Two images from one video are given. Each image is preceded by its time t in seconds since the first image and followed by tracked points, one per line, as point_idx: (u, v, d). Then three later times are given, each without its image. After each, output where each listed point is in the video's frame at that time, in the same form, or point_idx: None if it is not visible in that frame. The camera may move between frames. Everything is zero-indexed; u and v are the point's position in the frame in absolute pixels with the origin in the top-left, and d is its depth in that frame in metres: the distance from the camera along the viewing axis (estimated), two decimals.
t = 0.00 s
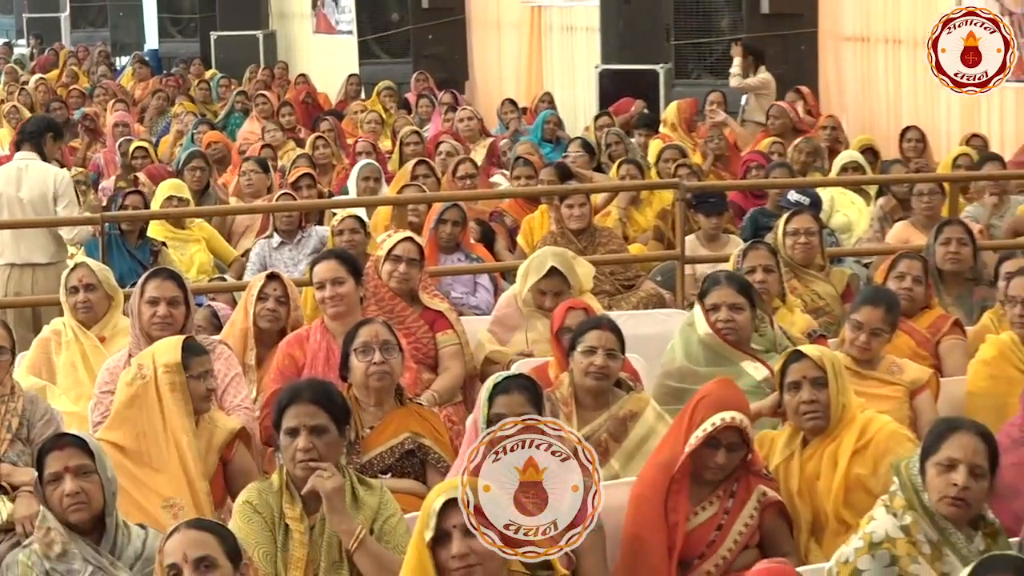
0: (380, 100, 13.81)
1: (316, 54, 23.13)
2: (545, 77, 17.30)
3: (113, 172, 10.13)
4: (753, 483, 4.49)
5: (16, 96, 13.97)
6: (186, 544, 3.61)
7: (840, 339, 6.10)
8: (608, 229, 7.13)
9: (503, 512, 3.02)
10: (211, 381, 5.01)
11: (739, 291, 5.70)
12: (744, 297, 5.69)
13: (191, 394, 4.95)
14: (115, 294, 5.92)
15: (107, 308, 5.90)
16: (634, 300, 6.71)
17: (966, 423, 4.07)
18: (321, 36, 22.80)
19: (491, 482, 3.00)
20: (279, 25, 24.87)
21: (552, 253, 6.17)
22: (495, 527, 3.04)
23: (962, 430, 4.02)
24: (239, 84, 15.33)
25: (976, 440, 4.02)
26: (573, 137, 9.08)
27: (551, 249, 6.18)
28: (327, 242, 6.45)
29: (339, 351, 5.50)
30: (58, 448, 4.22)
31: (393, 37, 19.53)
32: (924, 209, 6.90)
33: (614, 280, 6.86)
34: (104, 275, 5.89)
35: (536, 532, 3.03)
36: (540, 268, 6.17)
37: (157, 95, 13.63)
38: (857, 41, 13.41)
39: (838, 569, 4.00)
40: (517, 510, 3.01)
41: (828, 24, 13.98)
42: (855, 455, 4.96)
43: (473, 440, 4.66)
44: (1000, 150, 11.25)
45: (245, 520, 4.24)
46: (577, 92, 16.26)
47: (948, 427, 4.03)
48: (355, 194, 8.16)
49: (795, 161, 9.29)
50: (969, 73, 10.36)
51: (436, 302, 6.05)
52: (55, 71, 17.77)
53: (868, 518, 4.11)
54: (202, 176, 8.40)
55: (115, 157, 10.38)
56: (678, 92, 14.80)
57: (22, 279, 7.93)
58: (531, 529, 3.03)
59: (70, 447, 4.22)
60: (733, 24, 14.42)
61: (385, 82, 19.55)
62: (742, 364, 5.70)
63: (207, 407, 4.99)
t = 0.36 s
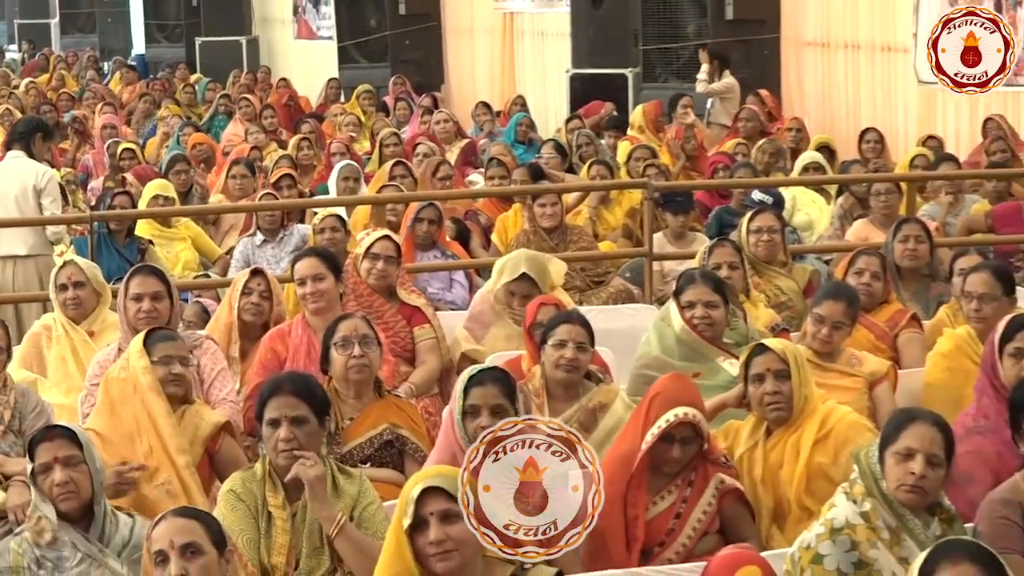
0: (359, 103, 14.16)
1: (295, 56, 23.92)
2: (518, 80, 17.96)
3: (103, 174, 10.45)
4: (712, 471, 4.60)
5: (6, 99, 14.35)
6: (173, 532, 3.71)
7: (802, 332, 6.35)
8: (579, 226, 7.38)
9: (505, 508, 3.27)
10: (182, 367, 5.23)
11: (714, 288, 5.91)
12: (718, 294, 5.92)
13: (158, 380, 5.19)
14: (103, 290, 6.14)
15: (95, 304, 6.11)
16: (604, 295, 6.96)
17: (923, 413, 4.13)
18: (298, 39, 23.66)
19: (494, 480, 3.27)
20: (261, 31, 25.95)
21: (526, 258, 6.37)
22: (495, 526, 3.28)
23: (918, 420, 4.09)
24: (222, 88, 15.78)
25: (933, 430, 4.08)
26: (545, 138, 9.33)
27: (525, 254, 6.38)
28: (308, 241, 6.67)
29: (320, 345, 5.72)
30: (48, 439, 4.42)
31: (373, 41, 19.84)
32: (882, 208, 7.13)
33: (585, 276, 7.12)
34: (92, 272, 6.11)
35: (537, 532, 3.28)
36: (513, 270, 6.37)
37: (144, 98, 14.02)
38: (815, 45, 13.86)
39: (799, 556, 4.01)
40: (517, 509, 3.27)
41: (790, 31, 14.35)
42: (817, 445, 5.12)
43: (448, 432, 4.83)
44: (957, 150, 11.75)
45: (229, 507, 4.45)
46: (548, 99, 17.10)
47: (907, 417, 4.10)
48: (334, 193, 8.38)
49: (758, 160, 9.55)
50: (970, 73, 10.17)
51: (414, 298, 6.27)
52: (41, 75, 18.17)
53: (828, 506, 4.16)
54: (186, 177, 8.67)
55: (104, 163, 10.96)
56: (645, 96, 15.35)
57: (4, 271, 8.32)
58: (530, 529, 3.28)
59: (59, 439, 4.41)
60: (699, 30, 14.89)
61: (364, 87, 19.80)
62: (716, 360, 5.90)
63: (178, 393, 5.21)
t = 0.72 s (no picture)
0: (341, 104, 14.60)
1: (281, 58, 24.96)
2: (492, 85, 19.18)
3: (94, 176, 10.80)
4: (671, 454, 4.84)
5: None
6: (162, 519, 3.88)
7: (769, 325, 6.58)
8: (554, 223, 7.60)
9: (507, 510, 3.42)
10: (155, 357, 5.37)
11: (686, 295, 6.08)
12: (690, 300, 6.08)
13: (131, 369, 5.36)
14: (95, 285, 6.36)
15: (87, 299, 6.32)
16: (578, 290, 7.21)
17: (886, 405, 4.25)
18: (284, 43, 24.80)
19: (497, 479, 3.42)
20: (246, 35, 26.96)
21: (498, 260, 6.61)
22: (495, 526, 3.41)
23: (883, 413, 4.20)
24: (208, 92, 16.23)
25: (895, 425, 4.19)
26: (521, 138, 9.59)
27: (497, 257, 6.62)
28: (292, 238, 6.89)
29: (303, 338, 5.94)
30: (38, 429, 4.59)
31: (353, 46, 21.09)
32: (844, 206, 7.40)
33: (560, 271, 7.35)
34: (84, 268, 6.33)
35: (537, 531, 3.41)
36: (485, 271, 6.62)
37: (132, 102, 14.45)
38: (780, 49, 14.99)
39: (765, 541, 4.09)
40: (517, 509, 3.41)
41: (758, 34, 15.43)
42: (783, 434, 5.33)
43: (428, 421, 4.95)
44: (917, 149, 12.56)
45: (216, 494, 4.63)
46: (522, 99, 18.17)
47: (873, 408, 4.22)
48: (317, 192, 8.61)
49: (727, 160, 9.83)
50: (969, 73, 10.09)
51: (395, 293, 6.50)
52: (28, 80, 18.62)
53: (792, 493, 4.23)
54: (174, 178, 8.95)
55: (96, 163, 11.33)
56: (619, 97, 16.30)
57: (13, 266, 8.80)
58: (531, 529, 3.42)
59: (49, 429, 4.58)
60: (669, 34, 15.89)
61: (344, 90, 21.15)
62: (688, 360, 6.06)
63: (150, 382, 5.36)
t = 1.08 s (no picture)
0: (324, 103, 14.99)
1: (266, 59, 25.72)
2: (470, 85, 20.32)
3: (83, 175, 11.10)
4: (640, 436, 5.09)
5: None
6: (150, 502, 4.00)
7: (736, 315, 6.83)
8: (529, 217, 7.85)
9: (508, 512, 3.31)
10: (135, 349, 5.56)
11: (661, 310, 6.13)
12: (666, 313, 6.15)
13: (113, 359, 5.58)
14: (84, 276, 6.58)
15: (78, 290, 6.55)
16: (552, 282, 7.45)
17: (855, 402, 4.40)
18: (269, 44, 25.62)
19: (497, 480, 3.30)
20: (232, 36, 27.74)
21: (474, 252, 6.85)
22: (495, 527, 3.30)
23: (851, 413, 4.35)
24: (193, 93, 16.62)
25: (862, 424, 4.35)
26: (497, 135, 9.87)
27: (472, 249, 6.86)
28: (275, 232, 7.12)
29: (286, 328, 6.17)
30: (26, 419, 4.69)
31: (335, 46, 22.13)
32: (807, 199, 7.66)
33: (534, 264, 7.64)
34: (74, 260, 6.56)
35: (537, 532, 3.30)
36: (461, 263, 6.86)
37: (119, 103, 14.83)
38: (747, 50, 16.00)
39: (734, 528, 4.39)
40: (517, 509, 3.30)
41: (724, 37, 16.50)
42: (749, 420, 5.52)
43: (406, 409, 5.04)
44: (878, 145, 13.40)
45: (202, 479, 4.81)
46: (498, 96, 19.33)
47: (841, 406, 4.36)
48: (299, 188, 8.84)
49: (695, 156, 10.09)
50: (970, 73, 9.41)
51: (375, 285, 6.74)
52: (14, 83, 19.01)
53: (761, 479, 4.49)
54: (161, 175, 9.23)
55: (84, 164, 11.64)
56: (591, 96, 17.36)
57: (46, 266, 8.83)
58: (530, 530, 3.31)
59: (34, 418, 4.69)
60: (639, 35, 16.98)
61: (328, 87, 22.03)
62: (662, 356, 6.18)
63: (131, 372, 5.56)
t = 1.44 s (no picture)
0: (311, 100, 15.33)
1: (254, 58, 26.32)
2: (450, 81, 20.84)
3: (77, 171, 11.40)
4: (617, 418, 5.34)
5: None
6: (144, 484, 4.12)
7: (709, 303, 7.08)
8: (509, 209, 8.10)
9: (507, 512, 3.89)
10: (126, 341, 5.75)
11: (645, 308, 6.31)
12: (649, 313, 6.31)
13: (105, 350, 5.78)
14: (78, 266, 6.81)
15: (72, 280, 6.78)
16: (531, 271, 7.69)
17: (827, 404, 4.29)
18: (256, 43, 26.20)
19: (499, 480, 3.87)
20: (222, 34, 28.41)
21: (458, 243, 7.09)
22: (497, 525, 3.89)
23: (825, 424, 4.25)
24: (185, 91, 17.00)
25: (835, 435, 4.26)
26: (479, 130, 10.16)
27: (456, 239, 7.09)
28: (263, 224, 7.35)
29: (275, 316, 6.39)
30: (22, 404, 4.77)
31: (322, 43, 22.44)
32: (777, 191, 7.93)
33: (515, 254, 7.89)
34: (69, 252, 6.79)
35: (538, 531, 3.91)
36: (445, 253, 7.09)
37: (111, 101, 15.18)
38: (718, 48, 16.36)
39: (712, 520, 4.45)
40: (517, 507, 3.87)
41: (697, 34, 16.86)
42: (721, 404, 5.69)
43: (391, 394, 5.19)
44: (845, 140, 13.95)
45: (195, 463, 5.00)
46: (479, 92, 19.85)
47: (815, 418, 4.25)
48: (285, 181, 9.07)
49: (670, 150, 10.32)
50: (971, 74, 11.33)
51: (360, 274, 6.97)
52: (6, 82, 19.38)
53: (736, 468, 4.50)
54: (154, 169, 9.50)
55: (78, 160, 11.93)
56: (569, 92, 17.71)
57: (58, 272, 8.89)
58: (530, 528, 3.91)
59: (31, 404, 4.76)
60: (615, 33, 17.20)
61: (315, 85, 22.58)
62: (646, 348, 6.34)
63: (121, 363, 5.76)
